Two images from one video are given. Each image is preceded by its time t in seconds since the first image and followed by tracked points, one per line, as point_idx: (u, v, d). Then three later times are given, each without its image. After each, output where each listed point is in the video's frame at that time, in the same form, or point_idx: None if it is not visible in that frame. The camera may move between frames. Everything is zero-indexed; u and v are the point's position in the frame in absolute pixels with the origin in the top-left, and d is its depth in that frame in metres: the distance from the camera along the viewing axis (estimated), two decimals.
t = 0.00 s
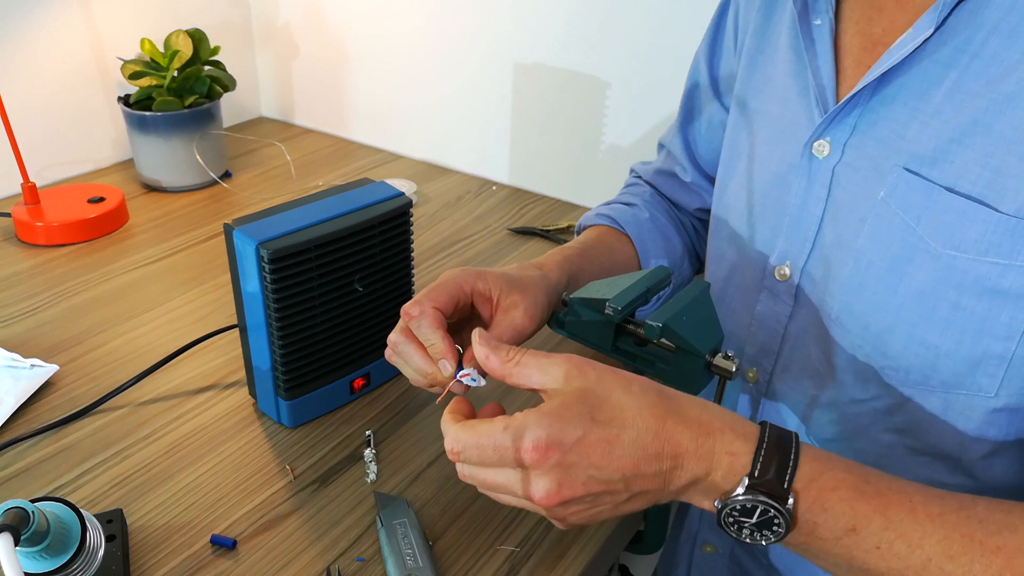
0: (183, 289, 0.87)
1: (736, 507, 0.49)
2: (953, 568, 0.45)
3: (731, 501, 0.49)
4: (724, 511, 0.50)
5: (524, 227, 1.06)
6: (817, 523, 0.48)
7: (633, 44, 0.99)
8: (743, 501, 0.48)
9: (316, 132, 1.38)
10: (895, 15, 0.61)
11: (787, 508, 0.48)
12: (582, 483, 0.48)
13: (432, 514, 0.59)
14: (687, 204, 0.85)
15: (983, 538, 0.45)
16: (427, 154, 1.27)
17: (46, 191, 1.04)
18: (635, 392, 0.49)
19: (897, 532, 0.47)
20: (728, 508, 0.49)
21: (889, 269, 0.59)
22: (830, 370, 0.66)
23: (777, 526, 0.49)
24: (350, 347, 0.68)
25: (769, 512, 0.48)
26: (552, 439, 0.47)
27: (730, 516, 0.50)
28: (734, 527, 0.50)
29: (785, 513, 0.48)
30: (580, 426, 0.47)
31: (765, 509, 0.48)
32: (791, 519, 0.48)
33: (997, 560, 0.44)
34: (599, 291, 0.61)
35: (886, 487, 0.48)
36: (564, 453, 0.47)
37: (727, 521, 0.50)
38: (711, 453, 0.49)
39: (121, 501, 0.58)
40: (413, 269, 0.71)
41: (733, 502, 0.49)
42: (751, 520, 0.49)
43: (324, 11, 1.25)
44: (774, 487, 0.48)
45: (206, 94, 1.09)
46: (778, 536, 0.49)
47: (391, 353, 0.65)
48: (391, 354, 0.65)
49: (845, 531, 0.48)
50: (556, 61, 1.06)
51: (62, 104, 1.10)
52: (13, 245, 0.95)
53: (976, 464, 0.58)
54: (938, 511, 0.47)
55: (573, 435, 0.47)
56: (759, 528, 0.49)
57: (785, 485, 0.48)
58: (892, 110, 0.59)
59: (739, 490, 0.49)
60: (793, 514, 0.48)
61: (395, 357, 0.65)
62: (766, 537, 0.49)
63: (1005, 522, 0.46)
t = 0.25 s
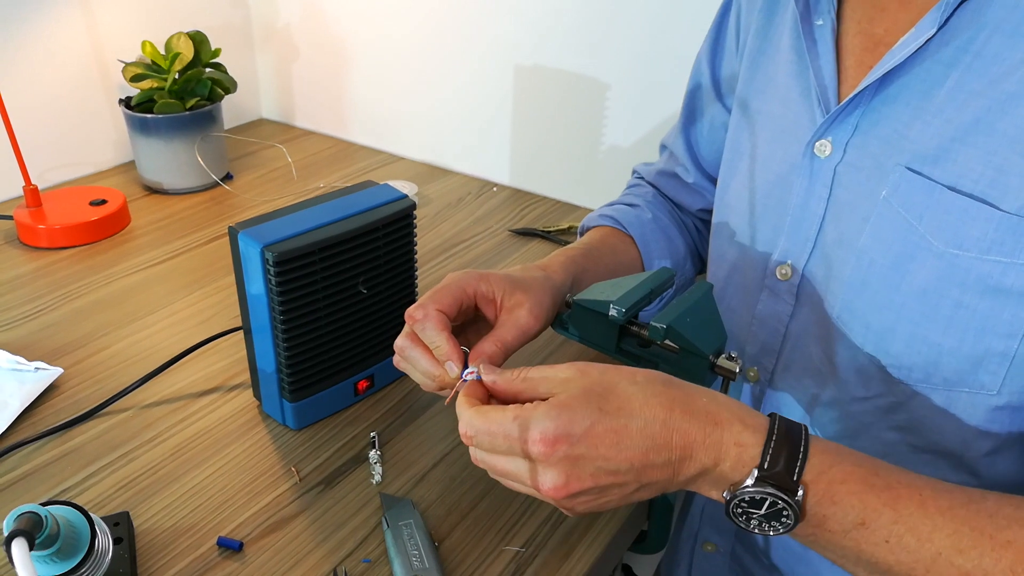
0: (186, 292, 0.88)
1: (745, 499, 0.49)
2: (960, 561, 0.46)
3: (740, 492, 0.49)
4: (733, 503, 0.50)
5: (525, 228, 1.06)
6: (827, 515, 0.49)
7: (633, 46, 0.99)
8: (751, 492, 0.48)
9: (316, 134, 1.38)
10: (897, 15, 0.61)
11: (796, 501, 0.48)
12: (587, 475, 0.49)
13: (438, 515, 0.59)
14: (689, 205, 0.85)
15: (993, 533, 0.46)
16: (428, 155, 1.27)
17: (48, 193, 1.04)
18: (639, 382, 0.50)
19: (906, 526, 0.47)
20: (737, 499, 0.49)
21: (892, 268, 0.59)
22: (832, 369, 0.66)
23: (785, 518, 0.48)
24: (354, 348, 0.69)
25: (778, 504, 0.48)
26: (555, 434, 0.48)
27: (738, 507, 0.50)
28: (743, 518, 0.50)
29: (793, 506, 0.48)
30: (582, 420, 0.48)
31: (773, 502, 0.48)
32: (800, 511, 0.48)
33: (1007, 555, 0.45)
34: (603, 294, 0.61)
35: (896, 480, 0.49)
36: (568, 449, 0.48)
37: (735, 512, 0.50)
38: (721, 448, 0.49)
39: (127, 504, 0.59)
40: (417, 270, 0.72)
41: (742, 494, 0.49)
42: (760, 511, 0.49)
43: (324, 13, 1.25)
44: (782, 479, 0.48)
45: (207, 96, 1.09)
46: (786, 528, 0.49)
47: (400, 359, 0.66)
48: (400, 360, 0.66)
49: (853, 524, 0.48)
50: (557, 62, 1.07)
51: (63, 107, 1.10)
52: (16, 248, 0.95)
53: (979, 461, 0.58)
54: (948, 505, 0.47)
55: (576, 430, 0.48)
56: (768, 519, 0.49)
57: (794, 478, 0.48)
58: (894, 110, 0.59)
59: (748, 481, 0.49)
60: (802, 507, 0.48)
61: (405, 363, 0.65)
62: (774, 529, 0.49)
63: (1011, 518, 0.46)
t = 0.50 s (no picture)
0: (185, 295, 0.88)
1: (749, 496, 0.49)
2: (962, 559, 0.46)
3: (744, 489, 0.49)
4: (738, 501, 0.49)
5: (522, 230, 1.07)
6: (831, 514, 0.48)
7: (629, 48, 1.00)
8: (756, 488, 0.48)
9: (313, 137, 1.38)
10: (891, 17, 0.62)
11: (801, 497, 0.47)
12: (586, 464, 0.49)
13: (438, 517, 0.59)
14: (685, 206, 0.85)
15: (996, 531, 0.46)
16: (425, 158, 1.28)
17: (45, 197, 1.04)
18: (640, 382, 0.51)
19: (910, 524, 0.47)
20: (741, 497, 0.49)
21: (889, 266, 0.60)
22: (828, 368, 0.67)
23: (790, 517, 0.48)
24: (354, 350, 0.69)
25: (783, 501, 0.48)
26: (559, 414, 0.49)
27: (743, 506, 0.49)
28: (747, 518, 0.49)
29: (798, 502, 0.48)
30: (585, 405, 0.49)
31: (778, 498, 0.48)
32: (804, 509, 0.48)
33: (1011, 552, 0.45)
34: (601, 295, 0.61)
35: (899, 478, 0.49)
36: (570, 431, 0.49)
37: (740, 512, 0.50)
38: (723, 443, 0.49)
39: (127, 507, 0.59)
40: (415, 272, 0.72)
41: (746, 491, 0.49)
42: (765, 509, 0.48)
43: (321, 16, 1.26)
44: (787, 475, 0.47)
45: (204, 100, 1.09)
46: (791, 528, 0.49)
47: (407, 372, 0.66)
48: (408, 374, 0.66)
49: (857, 522, 0.48)
50: (553, 65, 1.07)
51: (61, 110, 1.10)
52: (14, 252, 0.95)
53: (977, 459, 0.59)
54: (952, 504, 0.47)
55: (580, 412, 0.49)
56: (773, 518, 0.49)
57: (798, 473, 0.48)
58: (889, 110, 0.60)
59: (752, 477, 0.49)
60: (807, 504, 0.48)
61: (412, 376, 0.66)
62: (780, 529, 0.49)
63: (1012, 514, 0.46)
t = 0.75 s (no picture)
0: (182, 291, 0.87)
1: (748, 478, 0.48)
2: (964, 547, 0.46)
3: (743, 472, 0.49)
4: (736, 486, 0.49)
5: (519, 226, 1.07)
6: (830, 500, 0.48)
7: (626, 44, 1.00)
8: (755, 469, 0.48)
9: (309, 132, 1.38)
10: (889, 12, 0.62)
11: (800, 479, 0.47)
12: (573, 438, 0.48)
13: (437, 512, 0.59)
14: (683, 201, 0.86)
15: (997, 517, 0.46)
16: (422, 154, 1.28)
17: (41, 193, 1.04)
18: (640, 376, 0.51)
19: (909, 510, 0.47)
20: (740, 481, 0.49)
21: (887, 260, 0.60)
22: (827, 362, 0.67)
23: (789, 501, 0.48)
24: (353, 346, 0.69)
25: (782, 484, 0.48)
26: (546, 381, 0.48)
27: (741, 491, 0.49)
28: (747, 503, 0.49)
29: (798, 484, 0.47)
30: (574, 375, 0.49)
31: (777, 480, 0.47)
32: (804, 494, 0.48)
33: (1012, 539, 0.45)
34: (601, 290, 0.61)
35: (897, 465, 0.49)
36: (557, 398, 0.48)
37: (738, 498, 0.50)
38: (722, 423, 0.49)
39: (126, 504, 0.59)
40: (414, 268, 0.72)
41: (745, 473, 0.49)
42: (764, 492, 0.48)
43: (317, 12, 1.25)
44: (786, 456, 0.47)
45: (200, 95, 1.09)
46: (790, 514, 0.48)
47: (406, 369, 0.67)
48: (407, 371, 0.67)
49: (857, 508, 0.48)
50: (550, 61, 1.07)
51: (56, 106, 1.10)
52: (9, 248, 0.95)
53: (974, 450, 0.59)
54: (952, 490, 0.47)
55: (569, 381, 0.49)
56: (772, 503, 0.48)
57: (797, 454, 0.48)
58: (888, 104, 0.60)
59: (751, 459, 0.49)
60: (806, 488, 0.48)
61: (411, 373, 0.66)
62: (779, 515, 0.48)
63: (1015, 503, 0.46)
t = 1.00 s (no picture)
0: (183, 294, 0.88)
1: (753, 486, 0.49)
2: (965, 555, 0.46)
3: (749, 479, 0.49)
4: (741, 494, 0.49)
5: (518, 229, 1.07)
6: (834, 507, 0.49)
7: (625, 49, 1.00)
8: (760, 477, 0.48)
9: (308, 135, 1.38)
10: (886, 20, 0.63)
11: (804, 486, 0.48)
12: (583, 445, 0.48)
13: (438, 514, 0.60)
14: (680, 205, 0.86)
15: (998, 525, 0.46)
16: (421, 156, 1.28)
17: (42, 196, 1.04)
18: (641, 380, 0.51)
19: (911, 518, 0.47)
20: (745, 488, 0.49)
21: (884, 267, 0.60)
22: (823, 367, 0.67)
23: (794, 508, 0.48)
24: (353, 350, 0.69)
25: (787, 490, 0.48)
26: (560, 389, 0.49)
27: (747, 498, 0.49)
28: (752, 510, 0.49)
29: (802, 491, 0.48)
30: (587, 384, 0.49)
31: (782, 487, 0.48)
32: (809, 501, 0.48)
33: (1012, 547, 0.45)
34: (600, 294, 0.62)
35: (900, 471, 0.50)
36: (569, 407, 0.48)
37: (744, 505, 0.50)
38: (729, 432, 0.50)
39: (128, 506, 0.59)
40: (413, 272, 0.72)
41: (750, 481, 0.49)
42: (769, 499, 0.48)
43: (317, 15, 1.26)
44: (792, 464, 0.48)
45: (201, 99, 1.09)
46: (795, 520, 0.49)
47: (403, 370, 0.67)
48: (405, 372, 0.67)
49: (860, 514, 0.48)
50: (549, 65, 1.08)
51: (57, 109, 1.10)
52: (11, 251, 0.95)
53: (969, 455, 0.60)
54: (953, 498, 0.48)
55: (581, 389, 0.49)
56: (777, 509, 0.49)
57: (802, 462, 0.48)
58: (885, 111, 0.60)
59: (756, 467, 0.49)
60: (811, 495, 0.48)
61: (409, 375, 0.66)
62: (783, 520, 0.49)
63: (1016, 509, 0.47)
